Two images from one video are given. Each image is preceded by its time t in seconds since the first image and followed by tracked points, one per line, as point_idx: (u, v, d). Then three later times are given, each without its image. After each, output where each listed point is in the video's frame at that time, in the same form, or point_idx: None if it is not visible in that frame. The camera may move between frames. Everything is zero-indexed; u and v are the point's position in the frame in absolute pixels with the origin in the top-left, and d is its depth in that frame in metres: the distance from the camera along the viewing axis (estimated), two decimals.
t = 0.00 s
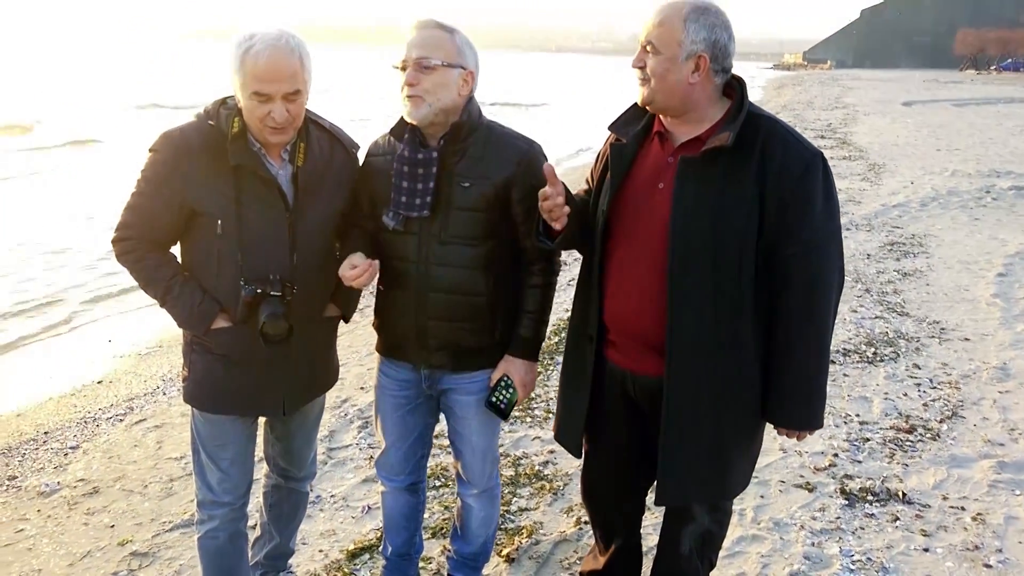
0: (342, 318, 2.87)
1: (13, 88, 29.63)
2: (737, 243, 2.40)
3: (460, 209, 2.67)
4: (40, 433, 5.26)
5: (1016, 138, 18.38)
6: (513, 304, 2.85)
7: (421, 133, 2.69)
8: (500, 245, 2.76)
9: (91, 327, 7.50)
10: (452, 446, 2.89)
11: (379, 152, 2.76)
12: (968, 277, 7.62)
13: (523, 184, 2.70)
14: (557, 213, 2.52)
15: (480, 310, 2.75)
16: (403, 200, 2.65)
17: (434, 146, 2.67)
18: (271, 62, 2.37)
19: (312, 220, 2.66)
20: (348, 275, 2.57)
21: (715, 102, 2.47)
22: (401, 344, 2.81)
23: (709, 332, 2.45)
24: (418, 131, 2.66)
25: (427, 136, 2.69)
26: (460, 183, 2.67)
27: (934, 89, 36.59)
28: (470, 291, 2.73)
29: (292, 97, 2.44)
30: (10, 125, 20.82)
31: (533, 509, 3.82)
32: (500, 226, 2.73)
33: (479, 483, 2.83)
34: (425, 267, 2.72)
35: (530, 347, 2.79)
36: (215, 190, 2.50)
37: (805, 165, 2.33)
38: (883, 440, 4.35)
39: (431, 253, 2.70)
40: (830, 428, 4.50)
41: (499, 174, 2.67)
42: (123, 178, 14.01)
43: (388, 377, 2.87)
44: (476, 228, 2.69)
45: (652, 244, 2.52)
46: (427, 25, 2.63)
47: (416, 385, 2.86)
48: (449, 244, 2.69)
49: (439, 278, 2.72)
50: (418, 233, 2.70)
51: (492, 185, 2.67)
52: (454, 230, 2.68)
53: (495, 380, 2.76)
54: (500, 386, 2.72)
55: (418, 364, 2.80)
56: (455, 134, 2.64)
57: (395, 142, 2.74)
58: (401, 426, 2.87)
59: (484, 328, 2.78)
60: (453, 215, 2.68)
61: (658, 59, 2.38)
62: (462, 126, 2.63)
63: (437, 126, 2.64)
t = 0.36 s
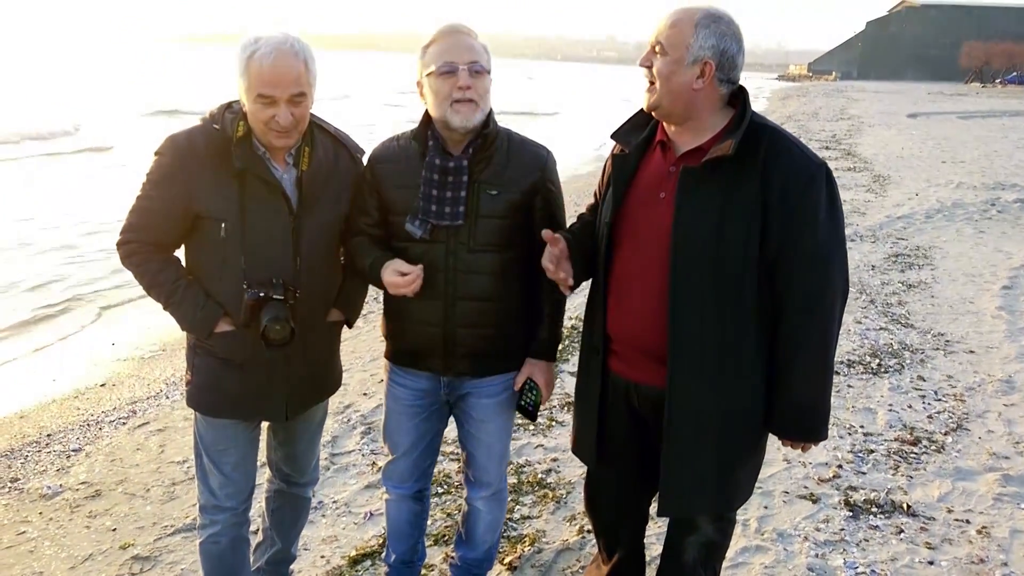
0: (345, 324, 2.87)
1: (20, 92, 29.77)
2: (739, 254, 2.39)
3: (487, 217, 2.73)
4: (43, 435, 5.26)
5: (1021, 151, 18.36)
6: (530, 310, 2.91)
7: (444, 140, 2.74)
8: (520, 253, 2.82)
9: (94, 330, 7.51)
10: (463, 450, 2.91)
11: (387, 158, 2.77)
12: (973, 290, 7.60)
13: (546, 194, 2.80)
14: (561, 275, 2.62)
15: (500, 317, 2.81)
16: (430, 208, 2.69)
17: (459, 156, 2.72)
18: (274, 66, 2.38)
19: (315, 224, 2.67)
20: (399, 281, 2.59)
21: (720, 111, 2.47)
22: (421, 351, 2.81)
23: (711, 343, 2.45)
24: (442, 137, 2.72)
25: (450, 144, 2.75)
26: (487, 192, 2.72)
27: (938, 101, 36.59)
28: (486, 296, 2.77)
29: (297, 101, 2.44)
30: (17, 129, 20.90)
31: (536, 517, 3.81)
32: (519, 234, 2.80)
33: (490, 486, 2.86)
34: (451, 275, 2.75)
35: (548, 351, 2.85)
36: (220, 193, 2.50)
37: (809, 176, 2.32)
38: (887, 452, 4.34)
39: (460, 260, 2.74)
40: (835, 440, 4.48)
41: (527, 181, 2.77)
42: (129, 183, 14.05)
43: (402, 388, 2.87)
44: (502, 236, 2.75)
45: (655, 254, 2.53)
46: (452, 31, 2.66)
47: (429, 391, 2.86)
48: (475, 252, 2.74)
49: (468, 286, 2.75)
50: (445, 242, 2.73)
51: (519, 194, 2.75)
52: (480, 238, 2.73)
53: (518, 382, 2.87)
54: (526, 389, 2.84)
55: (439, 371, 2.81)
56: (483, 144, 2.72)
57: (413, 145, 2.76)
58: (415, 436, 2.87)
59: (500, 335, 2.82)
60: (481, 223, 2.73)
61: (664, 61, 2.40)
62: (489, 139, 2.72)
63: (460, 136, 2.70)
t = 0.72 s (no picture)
0: (332, 322, 2.85)
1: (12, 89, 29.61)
2: (724, 254, 2.38)
3: (493, 218, 2.74)
4: (31, 434, 5.22)
5: (1013, 155, 18.43)
6: (531, 307, 2.96)
7: (445, 142, 2.70)
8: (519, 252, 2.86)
9: (84, 328, 7.46)
10: (459, 448, 2.91)
11: (378, 156, 2.72)
12: (965, 292, 7.61)
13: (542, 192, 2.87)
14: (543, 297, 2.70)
15: (499, 317, 2.82)
16: (433, 211, 2.66)
17: (462, 157, 2.70)
18: (263, 60, 2.36)
19: (304, 220, 2.64)
20: (420, 281, 2.53)
21: (708, 108, 2.46)
22: (421, 356, 2.77)
23: (695, 343, 2.43)
24: (444, 139, 2.68)
25: (451, 146, 2.71)
26: (493, 192, 2.74)
27: (932, 105, 36.71)
28: (484, 297, 2.78)
29: (286, 95, 2.42)
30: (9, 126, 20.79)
31: (526, 518, 3.79)
32: (517, 234, 2.83)
33: (485, 483, 2.86)
34: (458, 277, 2.74)
35: (543, 342, 2.98)
36: (207, 188, 2.47)
37: (796, 176, 2.30)
38: (878, 453, 4.33)
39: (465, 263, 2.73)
40: (826, 441, 4.48)
41: (528, 181, 2.80)
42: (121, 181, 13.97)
43: (402, 390, 2.82)
44: (504, 236, 2.78)
45: (641, 252, 2.51)
46: (450, 28, 2.64)
47: (427, 392, 2.83)
48: (484, 255, 2.75)
49: (476, 289, 2.76)
50: (451, 247, 2.71)
51: (521, 193, 2.79)
52: (486, 240, 2.74)
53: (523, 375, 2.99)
54: (528, 383, 2.98)
55: (444, 375, 2.79)
56: (485, 144, 2.72)
57: (409, 144, 2.72)
58: (415, 438, 2.85)
59: (499, 335, 2.83)
60: (488, 225, 2.74)
61: (654, 57, 2.38)
62: (488, 139, 2.72)
63: (460, 136, 2.67)
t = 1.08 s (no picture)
0: (311, 316, 2.84)
1: None
2: (697, 249, 2.40)
3: (479, 217, 2.74)
4: (8, 431, 5.16)
5: (991, 152, 18.64)
6: (513, 303, 2.95)
7: (432, 139, 2.68)
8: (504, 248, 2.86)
9: (63, 324, 7.38)
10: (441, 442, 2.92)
11: (365, 159, 2.68)
12: (943, 288, 7.69)
13: (528, 189, 2.88)
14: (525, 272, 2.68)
15: (483, 314, 2.81)
16: (422, 212, 2.64)
17: (448, 155, 2.69)
18: (235, 50, 2.35)
19: (280, 213, 2.64)
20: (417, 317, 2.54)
21: (681, 102, 2.47)
22: (410, 352, 2.76)
23: (668, 338, 2.44)
24: (431, 136, 2.66)
25: (439, 144, 2.69)
26: (480, 190, 2.73)
27: (912, 103, 37.05)
28: (471, 296, 2.78)
29: (259, 85, 2.41)
30: None
31: (508, 512, 3.79)
32: (502, 231, 2.83)
33: (467, 477, 2.87)
34: (444, 275, 2.73)
35: (526, 336, 2.99)
36: (182, 180, 2.46)
37: (768, 171, 2.32)
38: (857, 447, 4.37)
39: (452, 260, 2.73)
40: (806, 434, 4.51)
41: (513, 179, 2.81)
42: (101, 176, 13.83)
43: (388, 387, 2.81)
44: (490, 234, 2.77)
45: (615, 248, 2.52)
46: (438, 24, 2.63)
47: (411, 387, 2.83)
48: (471, 253, 2.75)
49: (462, 287, 2.75)
50: (438, 245, 2.70)
51: (507, 190, 2.79)
52: (473, 239, 2.74)
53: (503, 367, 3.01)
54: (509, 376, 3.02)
55: (429, 371, 2.79)
56: (472, 142, 2.72)
57: (393, 140, 2.70)
58: (399, 434, 2.84)
59: (483, 333, 2.83)
60: (474, 224, 2.73)
61: (626, 54, 2.39)
62: (473, 136, 2.71)
63: (445, 135, 2.65)
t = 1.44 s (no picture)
0: (288, 312, 2.82)
1: None
2: (672, 243, 2.40)
3: (458, 212, 2.73)
4: None
5: (968, 149, 18.85)
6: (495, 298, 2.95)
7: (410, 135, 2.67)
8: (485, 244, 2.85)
9: (40, 323, 7.30)
10: (423, 440, 2.90)
11: (347, 154, 2.68)
12: (921, 283, 7.76)
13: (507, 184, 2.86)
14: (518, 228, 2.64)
15: (463, 311, 2.80)
16: (397, 205, 2.62)
17: (427, 151, 2.67)
18: (206, 46, 2.33)
19: (255, 208, 2.61)
20: (392, 305, 2.54)
21: (654, 99, 2.47)
22: (390, 349, 2.75)
23: (644, 333, 2.45)
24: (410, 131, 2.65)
25: (418, 139, 2.68)
26: (458, 186, 2.73)
27: (891, 100, 37.39)
28: (452, 291, 2.77)
29: (232, 80, 2.39)
30: None
31: (489, 508, 3.79)
32: (483, 227, 2.81)
33: (449, 474, 2.86)
34: (422, 270, 2.72)
35: (509, 335, 2.98)
36: (155, 176, 2.44)
37: (740, 166, 2.33)
38: (836, 440, 4.41)
39: (431, 257, 2.71)
40: (785, 429, 4.55)
41: (494, 175, 2.80)
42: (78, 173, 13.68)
43: (368, 383, 2.79)
44: (470, 230, 2.76)
45: (591, 243, 2.52)
46: (420, 19, 2.62)
47: (393, 385, 2.81)
48: (449, 249, 2.73)
49: (442, 283, 2.74)
50: (417, 241, 2.69)
51: (487, 186, 2.79)
52: (452, 233, 2.73)
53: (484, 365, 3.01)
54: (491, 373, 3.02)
55: (409, 367, 2.77)
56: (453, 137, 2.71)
57: (372, 138, 2.69)
58: (380, 430, 2.83)
59: (464, 329, 2.82)
60: (452, 219, 2.72)
61: (597, 51, 2.39)
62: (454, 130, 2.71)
63: (423, 130, 2.64)
